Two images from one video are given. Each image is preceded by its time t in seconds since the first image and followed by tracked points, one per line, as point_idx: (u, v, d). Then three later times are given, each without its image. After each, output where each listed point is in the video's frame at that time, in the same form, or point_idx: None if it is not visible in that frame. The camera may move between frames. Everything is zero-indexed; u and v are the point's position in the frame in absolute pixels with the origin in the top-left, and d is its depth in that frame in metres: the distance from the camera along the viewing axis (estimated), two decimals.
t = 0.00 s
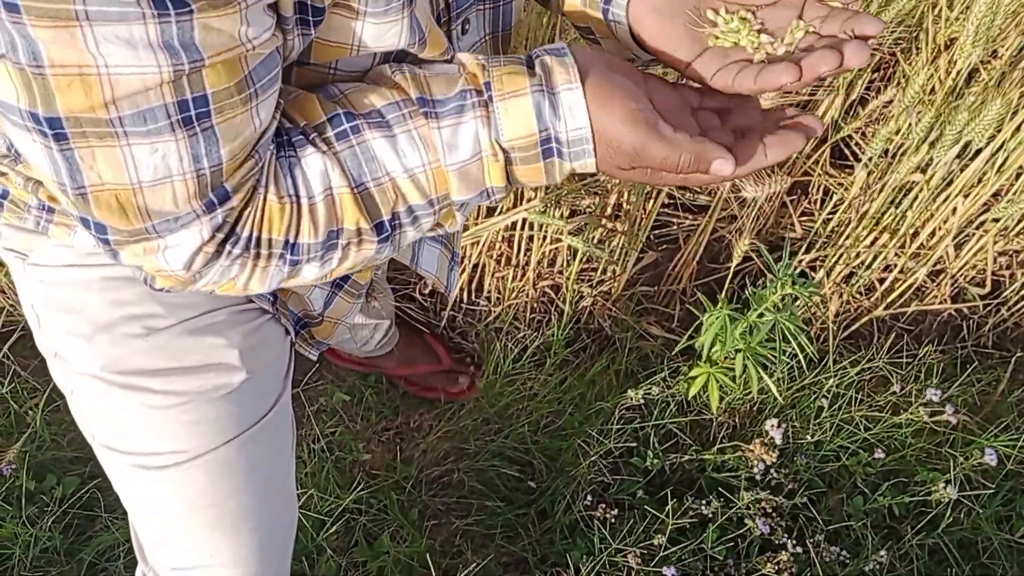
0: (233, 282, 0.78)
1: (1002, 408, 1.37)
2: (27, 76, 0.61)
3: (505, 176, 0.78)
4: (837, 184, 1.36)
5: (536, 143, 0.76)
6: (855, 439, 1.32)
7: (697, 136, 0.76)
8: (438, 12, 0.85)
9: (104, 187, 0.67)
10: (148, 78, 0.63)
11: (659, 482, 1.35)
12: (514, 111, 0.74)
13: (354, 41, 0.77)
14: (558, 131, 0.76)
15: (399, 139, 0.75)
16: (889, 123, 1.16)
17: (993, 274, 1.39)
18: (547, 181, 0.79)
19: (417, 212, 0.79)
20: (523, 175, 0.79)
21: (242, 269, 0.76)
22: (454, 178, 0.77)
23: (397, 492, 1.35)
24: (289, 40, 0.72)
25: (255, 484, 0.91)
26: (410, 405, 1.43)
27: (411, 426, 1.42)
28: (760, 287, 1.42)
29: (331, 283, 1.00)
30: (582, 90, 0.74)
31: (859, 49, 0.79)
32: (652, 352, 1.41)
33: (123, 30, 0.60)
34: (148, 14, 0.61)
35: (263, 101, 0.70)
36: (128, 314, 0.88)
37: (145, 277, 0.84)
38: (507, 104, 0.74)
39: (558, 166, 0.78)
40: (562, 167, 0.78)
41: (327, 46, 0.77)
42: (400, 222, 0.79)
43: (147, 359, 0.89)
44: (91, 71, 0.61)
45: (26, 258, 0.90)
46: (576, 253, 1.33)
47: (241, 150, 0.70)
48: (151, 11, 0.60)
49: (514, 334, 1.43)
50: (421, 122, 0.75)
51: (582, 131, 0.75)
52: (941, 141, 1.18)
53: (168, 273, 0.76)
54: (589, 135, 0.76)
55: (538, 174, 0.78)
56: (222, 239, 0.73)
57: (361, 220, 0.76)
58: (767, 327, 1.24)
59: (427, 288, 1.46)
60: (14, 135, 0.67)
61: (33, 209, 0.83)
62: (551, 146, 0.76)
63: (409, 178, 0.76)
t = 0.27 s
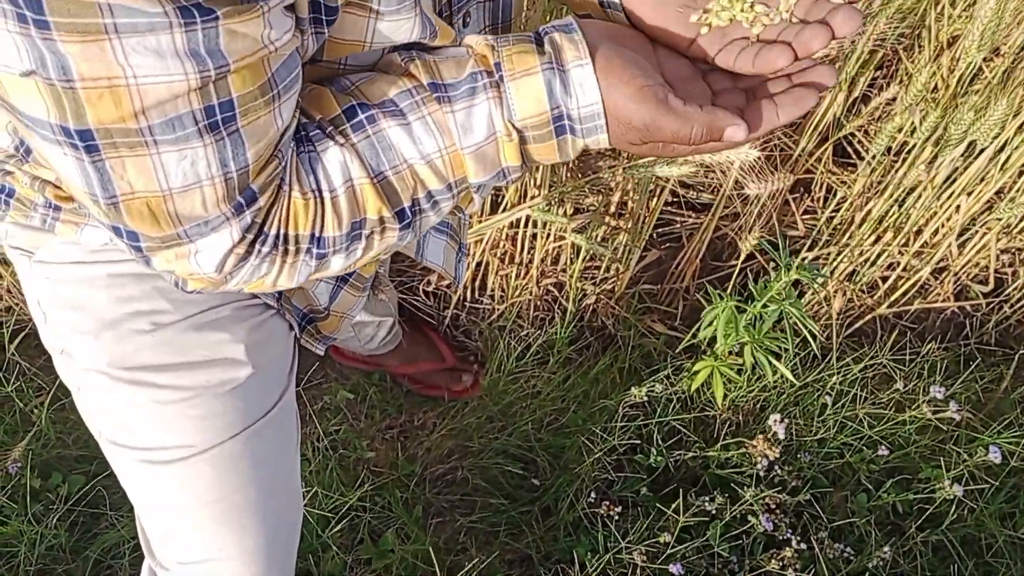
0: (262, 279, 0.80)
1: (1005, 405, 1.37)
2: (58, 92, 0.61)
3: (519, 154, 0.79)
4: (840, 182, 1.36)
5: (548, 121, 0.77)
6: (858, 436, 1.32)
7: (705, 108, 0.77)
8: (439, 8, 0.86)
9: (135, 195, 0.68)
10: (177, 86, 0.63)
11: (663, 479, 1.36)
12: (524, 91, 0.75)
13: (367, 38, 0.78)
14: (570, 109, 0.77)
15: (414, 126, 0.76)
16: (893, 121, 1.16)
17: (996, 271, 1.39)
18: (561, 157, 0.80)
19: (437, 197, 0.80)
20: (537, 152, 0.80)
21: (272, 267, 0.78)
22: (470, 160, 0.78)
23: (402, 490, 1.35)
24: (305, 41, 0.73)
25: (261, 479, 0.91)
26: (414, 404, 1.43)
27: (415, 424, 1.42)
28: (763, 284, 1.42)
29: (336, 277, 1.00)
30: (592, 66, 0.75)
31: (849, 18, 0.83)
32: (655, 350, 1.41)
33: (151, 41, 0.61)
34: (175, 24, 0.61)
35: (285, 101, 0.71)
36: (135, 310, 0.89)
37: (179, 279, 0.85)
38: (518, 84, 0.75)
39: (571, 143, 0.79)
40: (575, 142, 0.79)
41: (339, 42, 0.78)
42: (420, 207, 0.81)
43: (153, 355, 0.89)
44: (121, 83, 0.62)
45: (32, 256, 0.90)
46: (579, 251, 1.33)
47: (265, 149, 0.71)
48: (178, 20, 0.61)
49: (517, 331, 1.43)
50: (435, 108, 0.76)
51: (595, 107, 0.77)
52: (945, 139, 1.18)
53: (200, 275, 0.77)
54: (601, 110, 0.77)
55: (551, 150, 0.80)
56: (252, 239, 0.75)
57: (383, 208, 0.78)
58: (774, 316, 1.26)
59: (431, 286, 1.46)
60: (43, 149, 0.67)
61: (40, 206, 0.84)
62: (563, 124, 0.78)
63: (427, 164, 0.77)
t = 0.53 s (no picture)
0: (268, 285, 0.80)
1: (1004, 405, 1.37)
2: (71, 118, 0.64)
3: (520, 159, 0.79)
4: (839, 182, 1.36)
5: (549, 127, 0.77)
6: (858, 435, 1.32)
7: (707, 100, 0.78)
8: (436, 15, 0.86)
9: (145, 211, 0.70)
10: (185, 109, 0.65)
11: (662, 479, 1.36)
12: (524, 96, 0.75)
13: (367, 53, 0.79)
14: (571, 114, 0.77)
15: (415, 133, 0.76)
16: (893, 121, 1.17)
17: (995, 272, 1.39)
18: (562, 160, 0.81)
19: (439, 202, 0.81)
20: (538, 155, 0.80)
21: (278, 274, 0.78)
22: (471, 165, 0.78)
23: (402, 490, 1.35)
24: (307, 55, 0.75)
25: (262, 479, 0.92)
26: (414, 403, 1.44)
27: (415, 423, 1.42)
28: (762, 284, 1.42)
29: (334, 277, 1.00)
30: (591, 70, 0.76)
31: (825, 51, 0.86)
32: (654, 350, 1.42)
33: (160, 68, 0.63)
34: (182, 51, 0.63)
35: (290, 117, 0.72)
36: (136, 311, 0.89)
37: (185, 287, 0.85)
38: (519, 90, 0.75)
39: (572, 146, 0.79)
40: (576, 145, 0.79)
41: (341, 55, 0.79)
42: (423, 212, 0.81)
43: (155, 355, 0.89)
44: (131, 108, 0.64)
45: (33, 258, 0.91)
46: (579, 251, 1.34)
47: (272, 162, 0.72)
48: (185, 48, 0.63)
49: (517, 331, 1.43)
50: (436, 115, 0.76)
51: (594, 111, 0.77)
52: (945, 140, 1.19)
53: (210, 283, 0.78)
54: (601, 115, 0.77)
55: (552, 153, 0.80)
56: (260, 248, 0.76)
57: (386, 214, 0.78)
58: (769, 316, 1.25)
59: (431, 286, 1.47)
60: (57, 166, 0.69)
61: (41, 210, 0.85)
62: (563, 129, 0.78)
63: (428, 169, 0.78)
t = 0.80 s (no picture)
0: (257, 291, 0.81)
1: (999, 406, 1.37)
2: (58, 129, 0.65)
3: (511, 176, 0.80)
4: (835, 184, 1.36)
5: (540, 146, 0.77)
6: (853, 436, 1.33)
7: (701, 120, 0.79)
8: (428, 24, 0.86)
9: (132, 219, 0.70)
10: (172, 120, 0.66)
11: (658, 479, 1.36)
12: (517, 115, 0.76)
13: (357, 62, 0.78)
14: (563, 134, 0.77)
15: (407, 148, 0.77)
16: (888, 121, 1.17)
17: (990, 273, 1.39)
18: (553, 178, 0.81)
19: (428, 215, 0.81)
20: (528, 173, 0.80)
21: (266, 280, 0.79)
22: (462, 182, 0.79)
23: (398, 490, 1.35)
24: (297, 66, 0.75)
25: (257, 482, 0.92)
26: (411, 404, 1.44)
27: (412, 424, 1.43)
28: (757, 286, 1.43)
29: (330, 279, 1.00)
30: (585, 92, 0.76)
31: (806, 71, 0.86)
32: (651, 351, 1.42)
33: (146, 81, 0.64)
34: (169, 64, 0.64)
35: (278, 127, 0.73)
36: (132, 313, 0.89)
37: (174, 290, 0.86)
38: (512, 109, 0.76)
39: (563, 165, 0.79)
40: (566, 164, 0.80)
41: (331, 65, 0.79)
42: (412, 224, 0.82)
43: (152, 357, 0.89)
44: (118, 118, 0.65)
45: (29, 260, 0.91)
46: (575, 253, 1.34)
47: (260, 173, 0.73)
48: (172, 61, 0.64)
49: (514, 333, 1.44)
50: (428, 130, 0.77)
51: (587, 132, 0.77)
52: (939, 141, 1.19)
53: (197, 289, 0.79)
54: (593, 136, 0.78)
55: (543, 171, 0.80)
56: (247, 256, 0.76)
57: (376, 226, 0.79)
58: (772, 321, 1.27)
59: (427, 287, 1.47)
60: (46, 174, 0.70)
61: (37, 212, 0.85)
62: (556, 148, 0.78)
63: (420, 184, 0.78)
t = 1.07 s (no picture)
0: (243, 286, 0.81)
1: (996, 405, 1.37)
2: (41, 118, 0.65)
3: (502, 180, 0.80)
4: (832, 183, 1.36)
5: (531, 152, 0.77)
6: (850, 434, 1.33)
7: (689, 134, 0.79)
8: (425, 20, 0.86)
9: (115, 212, 0.71)
10: (154, 113, 0.66)
11: (654, 479, 1.36)
12: (510, 119, 0.76)
13: (348, 57, 0.78)
14: (554, 140, 0.77)
15: (398, 150, 0.77)
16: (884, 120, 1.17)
17: (988, 272, 1.39)
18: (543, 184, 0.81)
19: (420, 216, 0.81)
20: (520, 179, 0.80)
21: (253, 276, 0.80)
22: (452, 184, 0.79)
23: (395, 489, 1.35)
24: (286, 60, 0.75)
25: (257, 478, 0.92)
26: (407, 402, 1.44)
27: (409, 423, 1.42)
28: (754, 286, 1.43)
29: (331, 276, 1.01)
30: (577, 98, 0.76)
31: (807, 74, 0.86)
32: (648, 350, 1.42)
33: (128, 74, 0.64)
34: (150, 57, 0.64)
35: (265, 123, 0.73)
36: (134, 308, 0.89)
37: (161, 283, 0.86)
38: (505, 113, 0.76)
39: (554, 171, 0.79)
40: (557, 170, 0.80)
41: (323, 61, 0.79)
42: (403, 225, 0.82)
43: (152, 352, 0.89)
44: (100, 110, 0.65)
45: (30, 255, 0.91)
46: (572, 251, 1.34)
47: (246, 168, 0.73)
48: (154, 55, 0.64)
49: (511, 332, 1.44)
50: (420, 132, 0.77)
51: (577, 139, 0.77)
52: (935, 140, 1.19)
53: (182, 283, 0.79)
54: (584, 143, 0.77)
55: (534, 177, 0.80)
56: (233, 251, 0.77)
57: (365, 227, 0.79)
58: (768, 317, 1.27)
59: (424, 286, 1.47)
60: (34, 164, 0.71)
61: (38, 208, 0.85)
62: (546, 154, 0.78)
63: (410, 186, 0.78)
